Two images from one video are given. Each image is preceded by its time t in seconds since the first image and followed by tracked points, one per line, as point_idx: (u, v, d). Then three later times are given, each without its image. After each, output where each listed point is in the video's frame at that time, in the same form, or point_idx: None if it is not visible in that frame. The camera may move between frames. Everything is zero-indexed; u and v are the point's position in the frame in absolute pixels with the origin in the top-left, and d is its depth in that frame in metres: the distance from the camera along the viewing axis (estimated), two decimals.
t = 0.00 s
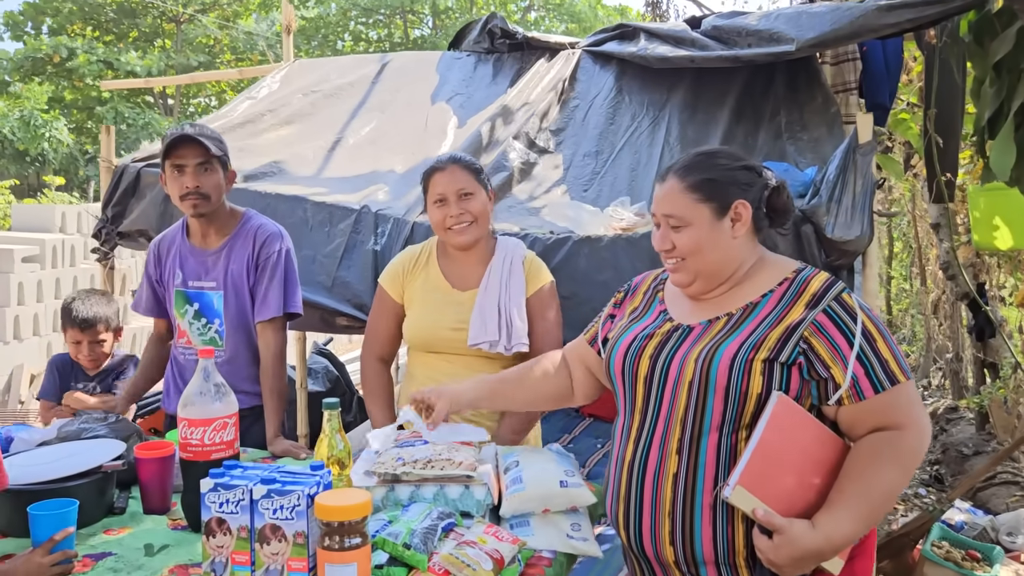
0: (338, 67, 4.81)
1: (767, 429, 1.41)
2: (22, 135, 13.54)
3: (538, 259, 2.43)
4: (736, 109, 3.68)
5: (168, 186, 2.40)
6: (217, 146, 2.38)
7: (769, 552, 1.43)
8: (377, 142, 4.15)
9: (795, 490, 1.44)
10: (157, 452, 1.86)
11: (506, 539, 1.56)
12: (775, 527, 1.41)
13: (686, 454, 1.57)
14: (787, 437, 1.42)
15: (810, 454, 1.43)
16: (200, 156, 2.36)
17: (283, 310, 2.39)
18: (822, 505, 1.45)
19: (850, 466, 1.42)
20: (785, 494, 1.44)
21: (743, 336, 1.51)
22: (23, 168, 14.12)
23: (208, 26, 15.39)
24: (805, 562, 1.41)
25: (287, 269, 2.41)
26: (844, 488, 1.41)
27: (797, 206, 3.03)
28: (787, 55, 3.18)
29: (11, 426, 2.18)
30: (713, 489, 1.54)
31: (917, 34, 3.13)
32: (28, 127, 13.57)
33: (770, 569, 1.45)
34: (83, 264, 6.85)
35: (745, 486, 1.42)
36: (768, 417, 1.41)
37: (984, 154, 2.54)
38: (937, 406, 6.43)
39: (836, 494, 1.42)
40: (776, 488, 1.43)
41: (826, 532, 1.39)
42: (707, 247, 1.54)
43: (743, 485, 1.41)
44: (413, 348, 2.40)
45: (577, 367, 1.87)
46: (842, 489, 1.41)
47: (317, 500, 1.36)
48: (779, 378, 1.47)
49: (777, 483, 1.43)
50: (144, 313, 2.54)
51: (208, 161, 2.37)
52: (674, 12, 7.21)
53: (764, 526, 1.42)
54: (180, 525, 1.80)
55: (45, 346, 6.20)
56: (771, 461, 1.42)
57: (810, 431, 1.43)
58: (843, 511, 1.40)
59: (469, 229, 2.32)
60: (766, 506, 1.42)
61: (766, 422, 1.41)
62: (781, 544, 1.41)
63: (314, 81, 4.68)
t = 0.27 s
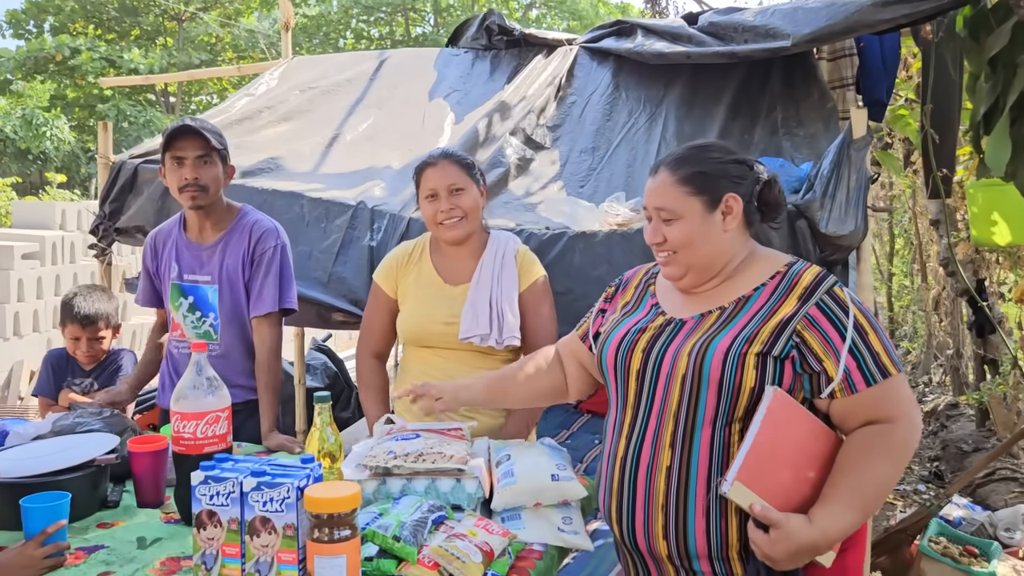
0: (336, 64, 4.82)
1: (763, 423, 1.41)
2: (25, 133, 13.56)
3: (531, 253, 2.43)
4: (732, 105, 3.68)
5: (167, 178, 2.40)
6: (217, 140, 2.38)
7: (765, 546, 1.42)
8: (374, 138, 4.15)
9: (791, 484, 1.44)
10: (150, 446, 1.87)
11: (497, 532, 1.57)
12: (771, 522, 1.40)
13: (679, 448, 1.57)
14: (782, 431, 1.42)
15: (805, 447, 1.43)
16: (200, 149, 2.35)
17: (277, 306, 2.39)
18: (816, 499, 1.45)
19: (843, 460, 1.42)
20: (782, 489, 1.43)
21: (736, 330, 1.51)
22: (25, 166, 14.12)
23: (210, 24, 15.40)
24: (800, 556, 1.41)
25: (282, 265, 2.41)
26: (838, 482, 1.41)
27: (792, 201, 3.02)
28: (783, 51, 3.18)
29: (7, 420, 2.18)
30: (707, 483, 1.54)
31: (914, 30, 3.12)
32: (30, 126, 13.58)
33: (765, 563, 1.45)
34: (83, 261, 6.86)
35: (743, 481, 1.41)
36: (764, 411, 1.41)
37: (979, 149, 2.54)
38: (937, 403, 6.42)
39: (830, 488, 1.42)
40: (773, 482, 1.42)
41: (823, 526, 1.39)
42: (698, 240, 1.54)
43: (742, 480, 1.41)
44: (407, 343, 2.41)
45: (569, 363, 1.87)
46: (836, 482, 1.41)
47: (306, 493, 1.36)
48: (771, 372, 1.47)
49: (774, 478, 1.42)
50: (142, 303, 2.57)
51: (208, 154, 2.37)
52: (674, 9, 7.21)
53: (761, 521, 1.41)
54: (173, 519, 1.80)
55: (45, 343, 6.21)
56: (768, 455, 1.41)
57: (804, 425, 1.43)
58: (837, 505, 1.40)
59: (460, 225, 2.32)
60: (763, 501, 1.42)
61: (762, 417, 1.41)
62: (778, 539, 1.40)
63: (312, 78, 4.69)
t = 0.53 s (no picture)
0: (333, 59, 4.80)
1: (771, 418, 1.36)
2: (25, 131, 13.55)
3: (524, 247, 2.42)
4: (729, 99, 3.67)
5: (164, 166, 2.38)
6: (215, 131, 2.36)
7: (766, 544, 1.39)
8: (370, 133, 4.15)
9: (793, 481, 1.40)
10: (140, 438, 1.85)
11: (486, 525, 1.55)
12: (776, 520, 1.37)
13: (674, 442, 1.55)
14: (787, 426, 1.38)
15: (807, 442, 1.40)
16: (197, 140, 2.33)
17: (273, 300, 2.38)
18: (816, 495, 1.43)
19: (843, 455, 1.40)
20: (785, 485, 1.39)
21: (732, 323, 1.49)
22: (26, 164, 14.11)
23: (211, 21, 15.38)
24: (801, 553, 1.38)
25: (278, 259, 2.40)
26: (839, 478, 1.39)
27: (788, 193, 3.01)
28: (779, 43, 3.17)
29: None
30: (702, 478, 1.52)
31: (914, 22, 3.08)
32: (30, 124, 13.58)
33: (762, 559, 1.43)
34: (81, 257, 6.85)
35: (751, 480, 1.36)
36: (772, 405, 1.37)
37: (977, 142, 2.51)
38: (937, 399, 6.40)
39: (831, 485, 1.40)
40: (777, 479, 1.39)
41: (825, 523, 1.36)
42: (693, 228, 1.52)
43: (749, 479, 1.35)
44: (398, 336, 2.40)
45: (564, 359, 1.85)
46: (836, 478, 1.39)
47: (293, 483, 1.35)
48: (768, 366, 1.45)
49: (778, 474, 1.39)
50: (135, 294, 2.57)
51: (205, 145, 2.35)
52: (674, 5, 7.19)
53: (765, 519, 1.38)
54: (162, 511, 1.79)
55: (43, 339, 6.21)
56: (772, 452, 1.37)
57: (808, 419, 1.40)
58: (837, 501, 1.38)
59: (450, 220, 2.31)
60: (768, 499, 1.38)
61: (768, 412, 1.37)
62: (782, 537, 1.37)
63: (309, 73, 4.68)
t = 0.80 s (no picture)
0: (330, 54, 4.80)
1: (771, 414, 1.34)
2: (27, 130, 13.54)
3: (518, 242, 2.41)
4: (726, 93, 3.66)
5: (159, 163, 2.37)
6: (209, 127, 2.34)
7: (763, 543, 1.36)
8: (367, 128, 4.14)
9: (791, 477, 1.38)
10: (130, 431, 1.85)
11: (475, 517, 1.54)
12: (774, 519, 1.34)
13: (667, 438, 1.54)
14: (786, 421, 1.35)
15: (805, 438, 1.38)
16: (192, 137, 2.32)
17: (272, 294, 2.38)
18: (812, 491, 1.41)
19: (840, 451, 1.39)
20: (782, 483, 1.37)
21: (726, 317, 1.48)
22: (28, 163, 14.10)
23: (212, 20, 15.38)
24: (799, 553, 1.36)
25: (275, 254, 2.39)
26: (836, 474, 1.38)
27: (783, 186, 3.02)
28: (776, 36, 3.15)
29: None
30: (696, 474, 1.51)
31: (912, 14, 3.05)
32: (31, 123, 13.58)
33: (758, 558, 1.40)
34: (80, 254, 6.85)
35: (751, 478, 1.32)
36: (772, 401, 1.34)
37: (974, 135, 2.50)
38: (937, 398, 6.38)
39: (828, 481, 1.38)
40: (777, 477, 1.36)
41: (824, 522, 1.35)
42: (724, 206, 1.51)
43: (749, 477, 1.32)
44: (391, 329, 2.38)
45: (554, 348, 1.83)
46: (833, 474, 1.38)
47: (279, 473, 1.34)
48: (764, 360, 1.44)
49: (777, 472, 1.36)
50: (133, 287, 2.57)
51: (199, 141, 2.33)
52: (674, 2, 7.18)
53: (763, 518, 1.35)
54: (152, 504, 1.78)
55: (43, 336, 6.23)
56: (772, 449, 1.34)
57: (805, 416, 1.38)
58: (835, 500, 1.36)
59: (442, 215, 2.30)
60: (767, 498, 1.34)
61: (767, 407, 1.34)
62: (779, 536, 1.35)
63: (306, 68, 4.67)
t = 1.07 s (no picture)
0: (329, 52, 4.81)
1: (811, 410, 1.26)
2: (29, 129, 13.56)
3: (516, 242, 2.42)
4: (724, 91, 3.67)
5: (164, 159, 2.39)
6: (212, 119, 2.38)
7: (792, 547, 1.27)
8: (365, 126, 4.15)
9: (818, 479, 1.30)
10: (126, 429, 1.85)
11: (467, 514, 1.55)
12: (806, 521, 1.26)
13: (670, 442, 1.53)
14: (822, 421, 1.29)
15: (832, 440, 1.32)
16: (196, 130, 2.35)
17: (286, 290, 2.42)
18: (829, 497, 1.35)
19: (858, 458, 1.37)
20: (813, 484, 1.29)
21: (738, 323, 1.46)
22: (31, 162, 14.10)
23: (214, 18, 15.38)
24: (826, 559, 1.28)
25: (285, 251, 2.43)
26: (855, 479, 1.35)
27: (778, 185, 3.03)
28: (773, 35, 3.16)
29: None
30: (699, 480, 1.51)
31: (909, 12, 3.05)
32: (34, 121, 13.60)
33: (782, 563, 1.31)
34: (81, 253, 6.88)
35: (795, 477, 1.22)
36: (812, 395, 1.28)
37: (969, 133, 2.49)
38: (937, 396, 6.38)
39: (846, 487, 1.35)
40: (809, 479, 1.28)
41: (855, 527, 1.28)
42: (752, 214, 1.49)
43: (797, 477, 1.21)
44: (387, 328, 2.39)
45: (558, 346, 1.83)
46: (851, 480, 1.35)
47: (271, 471, 1.34)
48: (775, 367, 1.42)
49: (811, 473, 1.28)
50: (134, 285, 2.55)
51: (204, 135, 2.37)
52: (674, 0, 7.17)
53: (794, 519, 1.26)
54: (147, 502, 1.79)
55: (45, 335, 6.25)
56: (811, 449, 1.26)
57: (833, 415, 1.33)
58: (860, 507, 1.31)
59: (439, 213, 2.30)
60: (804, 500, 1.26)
61: (808, 403, 1.27)
62: (813, 540, 1.26)
63: (305, 66, 4.68)
